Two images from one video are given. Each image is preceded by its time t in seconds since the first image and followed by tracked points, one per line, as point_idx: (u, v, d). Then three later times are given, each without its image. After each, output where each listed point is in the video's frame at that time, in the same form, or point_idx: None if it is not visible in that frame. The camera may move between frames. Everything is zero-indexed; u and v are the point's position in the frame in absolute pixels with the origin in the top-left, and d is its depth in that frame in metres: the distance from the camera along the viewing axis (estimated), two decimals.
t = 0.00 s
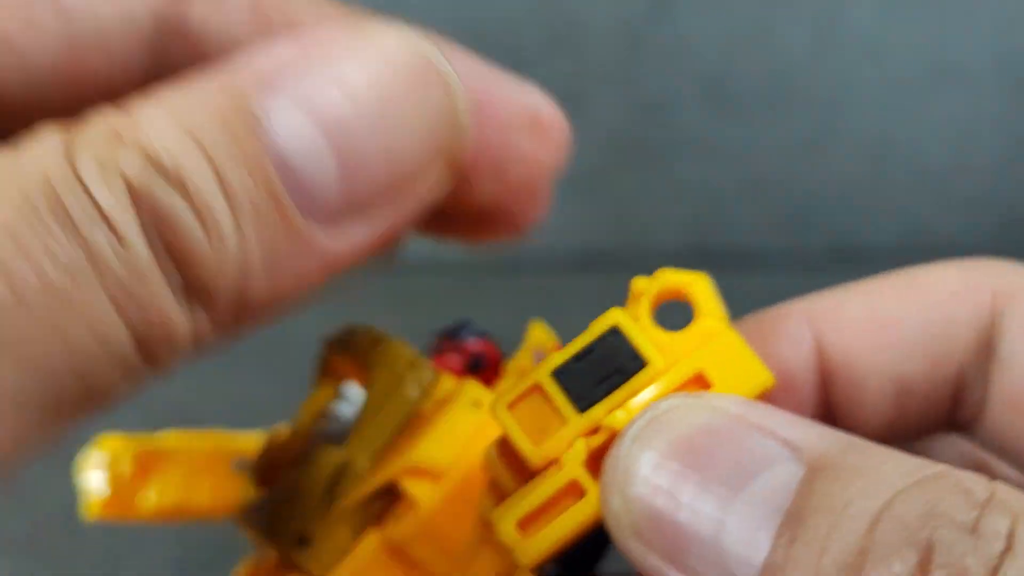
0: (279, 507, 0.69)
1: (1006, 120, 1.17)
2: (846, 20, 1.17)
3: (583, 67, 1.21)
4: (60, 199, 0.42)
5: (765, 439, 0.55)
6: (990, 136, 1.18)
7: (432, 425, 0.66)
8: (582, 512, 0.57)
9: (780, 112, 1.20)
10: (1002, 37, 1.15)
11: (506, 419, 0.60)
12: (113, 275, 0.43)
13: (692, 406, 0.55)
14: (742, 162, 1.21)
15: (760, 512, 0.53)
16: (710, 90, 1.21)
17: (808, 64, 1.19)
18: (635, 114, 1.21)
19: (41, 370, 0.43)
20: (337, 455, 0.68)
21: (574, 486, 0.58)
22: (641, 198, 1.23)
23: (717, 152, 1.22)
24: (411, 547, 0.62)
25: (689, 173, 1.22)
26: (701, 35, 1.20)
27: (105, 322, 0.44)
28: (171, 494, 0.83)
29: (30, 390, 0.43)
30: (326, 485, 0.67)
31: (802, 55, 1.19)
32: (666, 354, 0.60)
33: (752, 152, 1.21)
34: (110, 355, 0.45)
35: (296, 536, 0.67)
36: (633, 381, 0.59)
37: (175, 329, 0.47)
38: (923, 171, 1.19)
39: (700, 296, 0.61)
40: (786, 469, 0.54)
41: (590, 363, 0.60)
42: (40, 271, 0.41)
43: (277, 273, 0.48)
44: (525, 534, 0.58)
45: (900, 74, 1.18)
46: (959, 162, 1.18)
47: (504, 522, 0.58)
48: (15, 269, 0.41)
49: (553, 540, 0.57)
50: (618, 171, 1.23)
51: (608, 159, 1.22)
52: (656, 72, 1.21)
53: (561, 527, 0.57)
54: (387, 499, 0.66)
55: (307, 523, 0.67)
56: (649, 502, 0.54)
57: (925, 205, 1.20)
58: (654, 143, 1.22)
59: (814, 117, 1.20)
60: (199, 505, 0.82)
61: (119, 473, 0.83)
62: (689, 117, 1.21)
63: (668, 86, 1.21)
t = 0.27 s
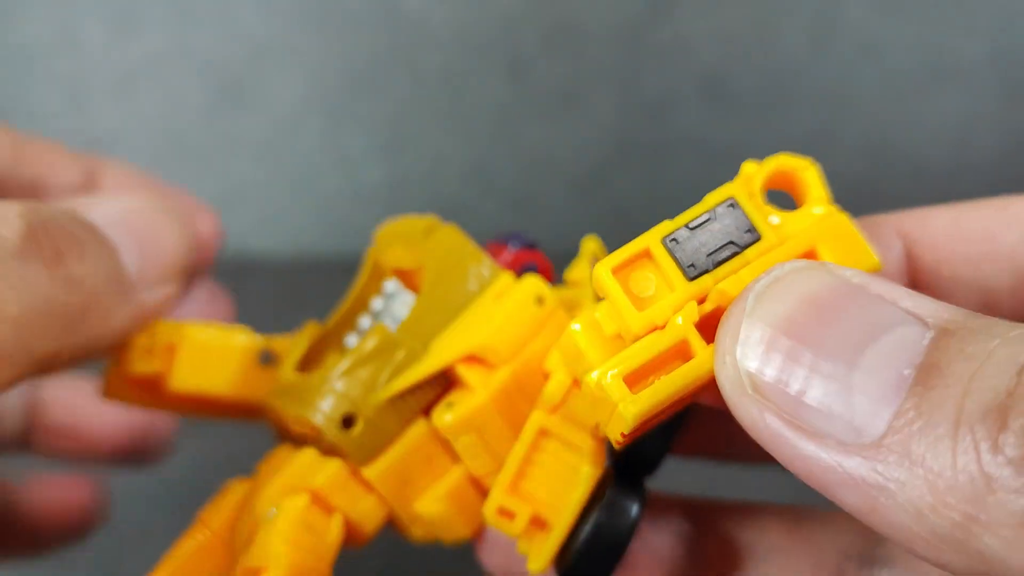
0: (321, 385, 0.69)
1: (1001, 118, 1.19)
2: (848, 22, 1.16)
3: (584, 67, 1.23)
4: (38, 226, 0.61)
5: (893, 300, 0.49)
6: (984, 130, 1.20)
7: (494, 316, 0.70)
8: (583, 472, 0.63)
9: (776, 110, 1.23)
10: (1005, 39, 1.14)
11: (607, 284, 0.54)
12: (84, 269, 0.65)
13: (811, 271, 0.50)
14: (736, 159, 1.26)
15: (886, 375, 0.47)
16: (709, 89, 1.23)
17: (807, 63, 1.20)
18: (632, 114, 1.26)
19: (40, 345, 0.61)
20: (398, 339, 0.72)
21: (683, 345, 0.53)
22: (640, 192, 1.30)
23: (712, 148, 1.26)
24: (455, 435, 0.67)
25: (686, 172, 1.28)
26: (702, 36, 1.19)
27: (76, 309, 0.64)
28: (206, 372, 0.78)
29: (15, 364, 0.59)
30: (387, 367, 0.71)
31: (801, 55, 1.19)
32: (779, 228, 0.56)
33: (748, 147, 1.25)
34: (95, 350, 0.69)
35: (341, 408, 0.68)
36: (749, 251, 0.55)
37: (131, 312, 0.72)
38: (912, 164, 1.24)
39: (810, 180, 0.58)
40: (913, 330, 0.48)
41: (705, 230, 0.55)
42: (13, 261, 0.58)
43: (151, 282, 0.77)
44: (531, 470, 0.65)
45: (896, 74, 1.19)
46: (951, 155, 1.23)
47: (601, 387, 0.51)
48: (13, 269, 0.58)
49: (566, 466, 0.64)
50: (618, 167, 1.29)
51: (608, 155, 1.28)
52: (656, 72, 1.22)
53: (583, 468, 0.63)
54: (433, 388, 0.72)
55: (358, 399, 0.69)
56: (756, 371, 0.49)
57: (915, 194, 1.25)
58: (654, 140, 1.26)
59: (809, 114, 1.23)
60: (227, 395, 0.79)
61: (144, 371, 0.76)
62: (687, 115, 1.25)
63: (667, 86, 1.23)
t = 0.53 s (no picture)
0: (324, 387, 0.68)
1: (1003, 122, 1.18)
2: (846, 25, 1.17)
3: (583, 71, 1.23)
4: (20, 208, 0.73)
5: (925, 266, 0.52)
6: (985, 135, 1.20)
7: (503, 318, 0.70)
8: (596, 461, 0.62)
9: (776, 115, 1.23)
10: (1003, 43, 1.14)
11: (635, 253, 0.54)
12: (71, 245, 0.75)
13: (840, 236, 0.52)
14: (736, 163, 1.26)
15: (918, 331, 0.50)
16: (707, 94, 1.23)
17: (805, 68, 1.20)
18: (631, 120, 1.26)
19: (29, 304, 0.71)
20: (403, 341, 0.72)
21: (710, 304, 0.53)
22: (640, 197, 1.29)
23: (712, 153, 1.26)
24: (459, 438, 0.67)
25: (686, 176, 1.27)
26: (699, 40, 1.20)
27: (60, 276, 0.74)
28: (195, 388, 0.78)
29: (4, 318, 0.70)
30: (393, 368, 0.70)
31: (799, 59, 1.20)
32: (800, 209, 0.57)
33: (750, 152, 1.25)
34: (94, 326, 0.78)
35: (345, 409, 0.67)
36: (771, 225, 0.55)
37: (129, 291, 0.81)
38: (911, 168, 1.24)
39: (826, 167, 0.59)
40: (943, 293, 0.51)
41: (726, 211, 0.55)
42: None
43: (156, 271, 0.85)
44: (539, 472, 0.64)
45: (896, 79, 1.19)
46: (950, 161, 1.22)
47: (633, 342, 0.51)
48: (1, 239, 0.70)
49: (572, 467, 0.64)
50: (618, 172, 1.29)
51: (608, 160, 1.28)
52: (655, 76, 1.23)
53: (596, 458, 0.63)
54: (439, 389, 0.72)
55: (360, 400, 0.68)
56: (792, 328, 0.51)
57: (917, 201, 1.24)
58: (653, 145, 1.27)
59: (810, 120, 1.23)
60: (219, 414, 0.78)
61: (128, 383, 0.75)
62: (687, 120, 1.25)
63: (666, 89, 1.24)
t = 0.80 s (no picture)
0: (343, 377, 0.70)
1: (1003, 122, 1.19)
2: (846, 26, 1.17)
3: (584, 71, 1.23)
4: (26, 203, 0.73)
5: (949, 241, 0.52)
6: (985, 134, 1.20)
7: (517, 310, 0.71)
8: (620, 440, 0.63)
9: (777, 115, 1.23)
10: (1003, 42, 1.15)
11: (662, 232, 0.54)
12: (77, 239, 0.76)
13: (867, 208, 0.52)
14: (737, 163, 1.26)
15: (949, 298, 0.50)
16: (708, 95, 1.24)
17: (806, 68, 1.21)
18: (632, 120, 1.26)
19: (39, 295, 0.71)
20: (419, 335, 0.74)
21: (740, 277, 0.52)
22: (641, 196, 1.29)
23: (713, 153, 1.26)
24: (476, 427, 0.67)
25: (687, 176, 1.27)
26: (700, 40, 1.20)
27: (68, 268, 0.74)
28: (201, 385, 0.78)
29: (15, 310, 0.69)
30: (409, 361, 0.71)
31: (800, 59, 1.20)
32: (823, 192, 0.57)
33: (752, 152, 1.25)
34: (105, 322, 0.78)
35: (363, 399, 0.68)
36: (796, 207, 0.55)
37: (138, 287, 0.81)
38: (910, 167, 1.24)
39: (847, 155, 0.59)
40: (971, 263, 0.51)
41: (750, 194, 0.55)
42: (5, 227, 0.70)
43: (162, 268, 0.86)
44: (557, 461, 0.64)
45: (897, 79, 1.20)
46: (951, 159, 1.22)
47: (667, 310, 0.50)
48: (8, 231, 0.70)
49: (592, 456, 0.63)
50: (619, 172, 1.29)
51: (609, 159, 1.28)
52: (656, 76, 1.23)
53: (619, 442, 0.63)
54: (456, 381, 0.73)
55: (378, 390, 0.69)
56: (821, 299, 0.51)
57: (918, 200, 1.24)
58: (654, 145, 1.27)
59: (811, 120, 1.23)
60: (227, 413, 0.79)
61: (138, 378, 0.75)
62: (688, 119, 1.25)
63: (667, 89, 1.24)
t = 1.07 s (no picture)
0: (347, 380, 0.70)
1: (1003, 122, 1.19)
2: (846, 26, 1.17)
3: (584, 71, 1.24)
4: (30, 203, 0.72)
5: (952, 248, 0.52)
6: (985, 135, 1.20)
7: (520, 313, 0.71)
8: (625, 447, 0.62)
9: (777, 115, 1.23)
10: (1001, 42, 1.15)
11: (666, 241, 0.54)
12: (81, 240, 0.75)
13: (871, 216, 0.52)
14: (737, 163, 1.26)
15: (954, 307, 0.50)
16: (707, 95, 1.24)
17: (806, 68, 1.21)
18: (632, 120, 1.26)
19: (42, 298, 0.71)
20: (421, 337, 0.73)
21: (746, 287, 0.52)
22: (641, 197, 1.29)
23: (713, 153, 1.26)
24: (481, 431, 0.67)
25: (686, 176, 1.27)
26: (700, 40, 1.20)
27: (71, 270, 0.74)
28: (203, 387, 0.78)
29: (16, 312, 0.69)
30: (412, 364, 0.71)
31: (800, 60, 1.20)
32: (828, 198, 0.57)
33: (752, 153, 1.25)
34: (104, 323, 0.79)
35: (367, 402, 0.68)
36: (800, 212, 0.55)
37: (138, 288, 0.81)
38: (910, 168, 1.24)
39: (850, 161, 0.59)
40: (975, 271, 0.51)
41: (754, 201, 0.55)
42: (9, 228, 0.69)
43: (162, 268, 0.86)
44: (562, 465, 0.64)
45: (896, 79, 1.20)
46: (951, 160, 1.23)
47: (672, 320, 0.50)
48: (12, 233, 0.69)
49: (596, 460, 0.63)
50: (618, 172, 1.29)
51: (609, 160, 1.28)
52: (655, 76, 1.23)
53: (625, 446, 0.62)
54: (459, 383, 0.73)
55: (382, 393, 0.69)
56: (828, 306, 0.51)
57: (918, 200, 1.24)
58: (654, 145, 1.27)
59: (811, 120, 1.23)
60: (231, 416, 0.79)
61: (138, 381, 0.75)
62: (688, 119, 1.25)
63: (667, 89, 1.24)
